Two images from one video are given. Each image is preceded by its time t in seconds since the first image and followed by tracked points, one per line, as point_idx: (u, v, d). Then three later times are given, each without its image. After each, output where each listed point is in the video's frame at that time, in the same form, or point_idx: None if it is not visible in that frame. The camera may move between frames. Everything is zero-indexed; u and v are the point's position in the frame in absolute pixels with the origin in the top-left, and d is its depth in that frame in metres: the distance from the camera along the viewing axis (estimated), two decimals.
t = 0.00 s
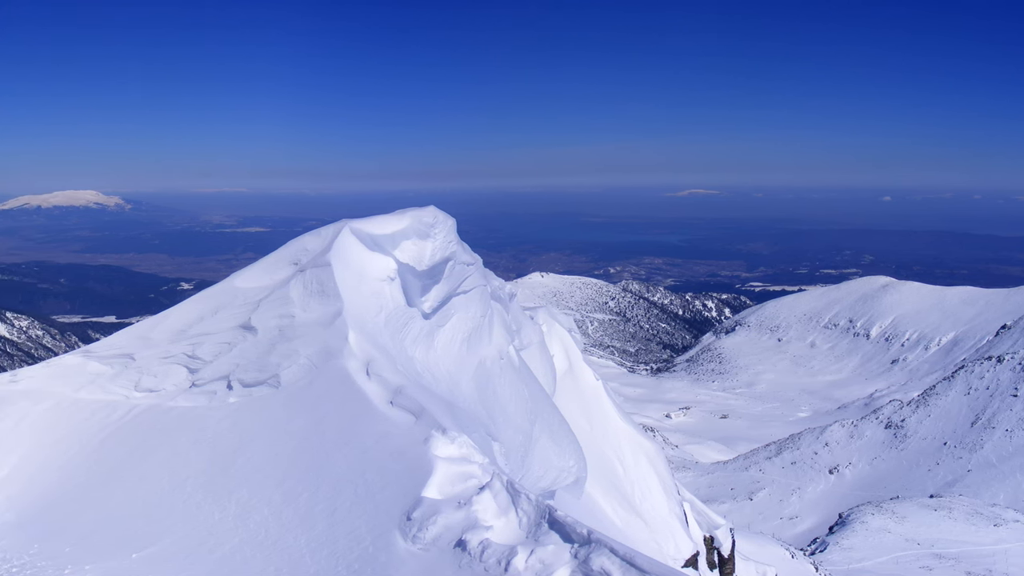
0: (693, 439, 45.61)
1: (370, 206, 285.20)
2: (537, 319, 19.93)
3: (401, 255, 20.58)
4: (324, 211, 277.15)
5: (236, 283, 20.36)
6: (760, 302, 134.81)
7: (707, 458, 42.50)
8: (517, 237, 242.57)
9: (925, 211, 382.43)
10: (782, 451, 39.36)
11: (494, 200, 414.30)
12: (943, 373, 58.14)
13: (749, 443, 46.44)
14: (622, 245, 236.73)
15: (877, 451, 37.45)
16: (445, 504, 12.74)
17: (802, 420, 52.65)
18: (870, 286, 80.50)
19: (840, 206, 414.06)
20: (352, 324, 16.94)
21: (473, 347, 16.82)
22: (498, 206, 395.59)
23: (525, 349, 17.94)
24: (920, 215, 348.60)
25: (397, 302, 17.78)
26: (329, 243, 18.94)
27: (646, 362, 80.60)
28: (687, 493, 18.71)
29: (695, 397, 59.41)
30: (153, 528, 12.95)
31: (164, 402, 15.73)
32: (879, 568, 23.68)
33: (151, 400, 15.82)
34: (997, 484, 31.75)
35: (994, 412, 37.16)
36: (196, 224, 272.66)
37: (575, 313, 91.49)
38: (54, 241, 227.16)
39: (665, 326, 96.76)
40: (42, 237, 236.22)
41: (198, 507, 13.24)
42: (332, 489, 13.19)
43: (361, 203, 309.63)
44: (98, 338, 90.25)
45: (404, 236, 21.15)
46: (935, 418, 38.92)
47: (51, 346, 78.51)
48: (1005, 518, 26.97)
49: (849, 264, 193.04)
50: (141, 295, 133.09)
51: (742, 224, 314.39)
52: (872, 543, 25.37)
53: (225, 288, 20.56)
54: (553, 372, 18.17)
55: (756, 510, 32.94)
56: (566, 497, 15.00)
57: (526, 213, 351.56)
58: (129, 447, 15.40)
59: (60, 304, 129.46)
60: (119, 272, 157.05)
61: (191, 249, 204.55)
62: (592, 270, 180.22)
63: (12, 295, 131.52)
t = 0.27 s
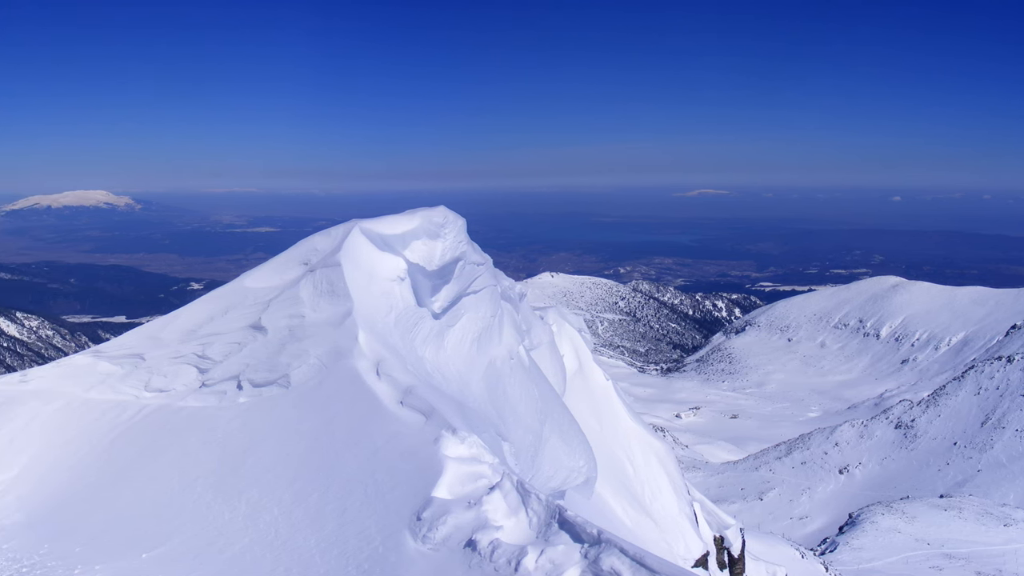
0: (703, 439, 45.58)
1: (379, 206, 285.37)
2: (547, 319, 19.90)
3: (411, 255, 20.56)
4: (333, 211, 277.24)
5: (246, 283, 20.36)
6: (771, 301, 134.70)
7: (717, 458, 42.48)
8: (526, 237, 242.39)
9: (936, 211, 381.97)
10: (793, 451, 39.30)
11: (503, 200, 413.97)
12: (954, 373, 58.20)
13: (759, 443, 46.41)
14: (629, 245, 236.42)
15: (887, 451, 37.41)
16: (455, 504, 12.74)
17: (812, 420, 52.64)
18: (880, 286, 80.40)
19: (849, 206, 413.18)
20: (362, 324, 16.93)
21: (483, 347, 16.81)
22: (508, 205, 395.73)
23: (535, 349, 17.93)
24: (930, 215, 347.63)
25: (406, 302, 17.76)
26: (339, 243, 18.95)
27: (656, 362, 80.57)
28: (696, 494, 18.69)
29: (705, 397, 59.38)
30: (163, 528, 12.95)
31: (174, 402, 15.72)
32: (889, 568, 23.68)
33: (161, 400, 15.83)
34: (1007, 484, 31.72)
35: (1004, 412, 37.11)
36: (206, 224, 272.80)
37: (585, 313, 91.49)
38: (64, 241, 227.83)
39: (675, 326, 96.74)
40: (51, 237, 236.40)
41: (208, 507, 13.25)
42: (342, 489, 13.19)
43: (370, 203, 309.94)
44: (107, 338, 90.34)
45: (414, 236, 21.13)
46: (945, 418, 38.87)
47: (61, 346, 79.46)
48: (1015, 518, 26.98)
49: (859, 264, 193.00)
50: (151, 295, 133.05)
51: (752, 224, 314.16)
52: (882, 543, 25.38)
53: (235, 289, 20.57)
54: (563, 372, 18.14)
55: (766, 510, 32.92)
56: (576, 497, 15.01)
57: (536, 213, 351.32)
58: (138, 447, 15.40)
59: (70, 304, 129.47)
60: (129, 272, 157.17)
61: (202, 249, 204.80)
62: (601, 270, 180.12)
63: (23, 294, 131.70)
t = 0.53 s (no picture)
0: (714, 439, 45.58)
1: (390, 206, 285.76)
2: (557, 319, 19.90)
3: (422, 255, 20.52)
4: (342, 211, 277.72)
5: (257, 283, 20.36)
6: (782, 301, 134.59)
7: (728, 458, 42.49)
8: (536, 237, 242.28)
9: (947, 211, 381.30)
10: (804, 451, 39.22)
11: (513, 200, 413.77)
12: (966, 373, 58.33)
13: (770, 443, 46.39)
14: (637, 245, 236.22)
15: (898, 451, 37.32)
16: (465, 504, 12.74)
17: (823, 420, 52.63)
18: (891, 286, 80.29)
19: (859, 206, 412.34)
20: (372, 324, 16.93)
21: (494, 347, 16.80)
22: (517, 205, 395.92)
23: (546, 349, 17.93)
24: (941, 215, 346.83)
25: (417, 302, 17.75)
26: (350, 243, 18.95)
27: (667, 362, 80.55)
28: (707, 493, 18.69)
29: (716, 397, 59.38)
30: (174, 528, 12.96)
31: (185, 402, 15.73)
32: (900, 568, 23.69)
33: (172, 400, 15.83)
34: (1018, 484, 31.71)
35: (1015, 412, 37.08)
36: (217, 224, 273.21)
37: (596, 313, 91.50)
38: (76, 241, 228.84)
39: (687, 326, 96.77)
40: (63, 237, 236.98)
41: (219, 507, 13.25)
42: (353, 489, 13.19)
43: (381, 204, 310.22)
44: (119, 338, 90.51)
45: (425, 236, 21.12)
46: (957, 418, 38.84)
47: (72, 346, 80.00)
48: None
49: (871, 264, 192.76)
50: (161, 295, 133.30)
51: (762, 224, 313.90)
52: (893, 543, 25.38)
53: (246, 289, 20.58)
54: (574, 372, 18.13)
55: (777, 510, 32.92)
56: (586, 497, 15.00)
57: (546, 212, 351.29)
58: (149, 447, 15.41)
59: (80, 303, 129.88)
60: (140, 272, 157.54)
61: (213, 249, 205.25)
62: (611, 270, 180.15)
63: (35, 294, 131.93)
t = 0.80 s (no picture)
0: (726, 439, 45.56)
1: (401, 206, 286.20)
2: (569, 319, 19.87)
3: (434, 255, 20.50)
4: (354, 211, 278.02)
5: (269, 283, 20.34)
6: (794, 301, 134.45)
7: (740, 458, 42.48)
8: (551, 236, 242.13)
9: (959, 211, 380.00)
10: (815, 451, 39.11)
11: (523, 200, 413.65)
12: (977, 373, 58.34)
13: (782, 444, 46.37)
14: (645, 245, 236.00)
15: (910, 451, 37.29)
16: (477, 504, 12.75)
17: (835, 420, 52.64)
18: (903, 286, 80.19)
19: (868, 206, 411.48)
20: (384, 324, 16.92)
21: (506, 347, 16.78)
22: (528, 204, 395.77)
23: (558, 349, 17.90)
24: (952, 215, 345.84)
25: (429, 302, 17.73)
26: (362, 243, 18.94)
27: (679, 362, 80.49)
28: (718, 493, 18.68)
29: (728, 397, 59.35)
30: (186, 528, 12.97)
31: (197, 402, 15.74)
32: (912, 568, 23.70)
33: (184, 400, 15.83)
34: None
35: None
36: (228, 224, 273.77)
37: (608, 313, 91.51)
38: (88, 241, 229.84)
39: (699, 326, 96.74)
40: (74, 238, 237.65)
41: (231, 507, 13.26)
42: (365, 489, 13.19)
43: (392, 203, 310.51)
44: (130, 337, 90.97)
45: (437, 236, 21.09)
46: (968, 418, 38.81)
47: (83, 346, 80.34)
48: None
49: (882, 264, 192.32)
50: (173, 295, 133.47)
51: (773, 224, 313.39)
52: (904, 543, 25.38)
53: (258, 289, 20.58)
54: (585, 372, 18.10)
55: (789, 510, 32.94)
56: (598, 497, 15.02)
57: (556, 212, 351.34)
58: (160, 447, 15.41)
59: (92, 303, 130.26)
60: (152, 272, 157.96)
61: (226, 249, 205.79)
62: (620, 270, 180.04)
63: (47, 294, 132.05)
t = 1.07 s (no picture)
0: (739, 440, 45.57)
1: (413, 205, 286.48)
2: (582, 319, 19.83)
3: (447, 255, 20.48)
4: (367, 211, 278.31)
5: (282, 283, 20.34)
6: (806, 301, 134.20)
7: (753, 458, 42.52)
8: (564, 236, 242.28)
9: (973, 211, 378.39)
10: (828, 451, 39.11)
11: (534, 200, 413.13)
12: (990, 373, 58.29)
13: (795, 444, 46.36)
14: (655, 245, 235.69)
15: (922, 451, 37.26)
16: (490, 504, 12.73)
17: (848, 420, 52.67)
18: (916, 286, 80.11)
19: (880, 206, 409.69)
20: (397, 324, 16.91)
21: (519, 347, 16.77)
22: (539, 204, 395.63)
23: (571, 349, 17.88)
24: (965, 215, 344.77)
25: (442, 302, 17.72)
26: (375, 243, 18.93)
27: (691, 362, 80.43)
28: (731, 493, 18.67)
29: (741, 397, 59.34)
30: (199, 528, 12.97)
31: (211, 402, 15.72)
32: (925, 568, 23.70)
33: (197, 400, 15.83)
34: None
35: None
36: (241, 224, 274.39)
37: (620, 313, 91.58)
38: (101, 241, 230.96)
39: (711, 326, 96.72)
40: (86, 239, 238.65)
41: (244, 507, 13.27)
42: (378, 489, 13.19)
43: (405, 203, 310.80)
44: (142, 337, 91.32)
45: (450, 236, 21.06)
46: (982, 418, 38.74)
47: (96, 346, 80.65)
48: None
49: (895, 265, 191.73)
50: (186, 295, 133.84)
51: (784, 224, 312.79)
52: (917, 543, 25.37)
53: (271, 289, 20.57)
54: (598, 372, 18.09)
55: (802, 510, 32.97)
56: (611, 497, 15.04)
57: (567, 211, 350.76)
58: (173, 447, 15.42)
59: (105, 303, 130.79)
60: (164, 273, 158.51)
61: (241, 250, 206.41)
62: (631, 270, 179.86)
63: (59, 294, 132.33)
